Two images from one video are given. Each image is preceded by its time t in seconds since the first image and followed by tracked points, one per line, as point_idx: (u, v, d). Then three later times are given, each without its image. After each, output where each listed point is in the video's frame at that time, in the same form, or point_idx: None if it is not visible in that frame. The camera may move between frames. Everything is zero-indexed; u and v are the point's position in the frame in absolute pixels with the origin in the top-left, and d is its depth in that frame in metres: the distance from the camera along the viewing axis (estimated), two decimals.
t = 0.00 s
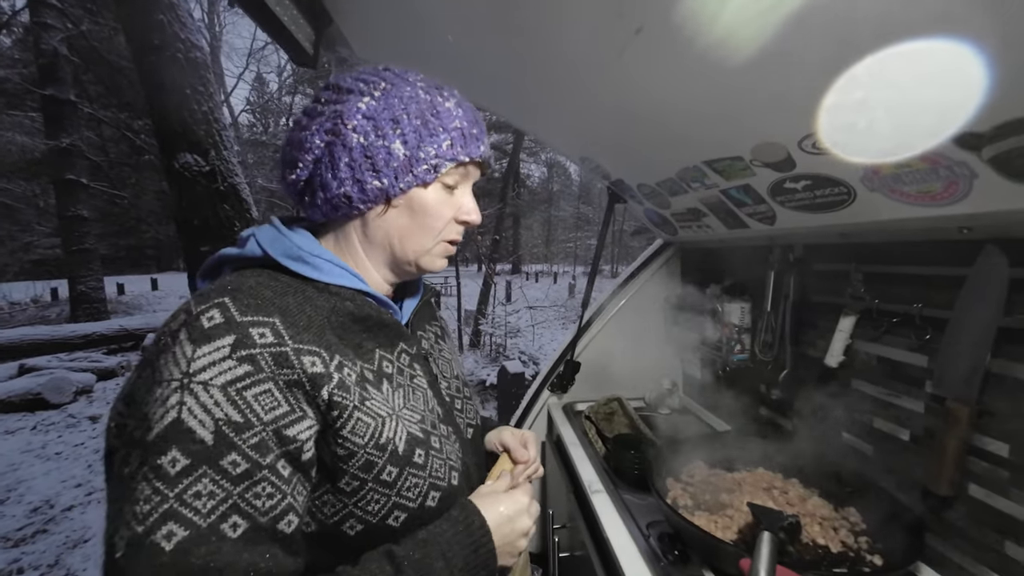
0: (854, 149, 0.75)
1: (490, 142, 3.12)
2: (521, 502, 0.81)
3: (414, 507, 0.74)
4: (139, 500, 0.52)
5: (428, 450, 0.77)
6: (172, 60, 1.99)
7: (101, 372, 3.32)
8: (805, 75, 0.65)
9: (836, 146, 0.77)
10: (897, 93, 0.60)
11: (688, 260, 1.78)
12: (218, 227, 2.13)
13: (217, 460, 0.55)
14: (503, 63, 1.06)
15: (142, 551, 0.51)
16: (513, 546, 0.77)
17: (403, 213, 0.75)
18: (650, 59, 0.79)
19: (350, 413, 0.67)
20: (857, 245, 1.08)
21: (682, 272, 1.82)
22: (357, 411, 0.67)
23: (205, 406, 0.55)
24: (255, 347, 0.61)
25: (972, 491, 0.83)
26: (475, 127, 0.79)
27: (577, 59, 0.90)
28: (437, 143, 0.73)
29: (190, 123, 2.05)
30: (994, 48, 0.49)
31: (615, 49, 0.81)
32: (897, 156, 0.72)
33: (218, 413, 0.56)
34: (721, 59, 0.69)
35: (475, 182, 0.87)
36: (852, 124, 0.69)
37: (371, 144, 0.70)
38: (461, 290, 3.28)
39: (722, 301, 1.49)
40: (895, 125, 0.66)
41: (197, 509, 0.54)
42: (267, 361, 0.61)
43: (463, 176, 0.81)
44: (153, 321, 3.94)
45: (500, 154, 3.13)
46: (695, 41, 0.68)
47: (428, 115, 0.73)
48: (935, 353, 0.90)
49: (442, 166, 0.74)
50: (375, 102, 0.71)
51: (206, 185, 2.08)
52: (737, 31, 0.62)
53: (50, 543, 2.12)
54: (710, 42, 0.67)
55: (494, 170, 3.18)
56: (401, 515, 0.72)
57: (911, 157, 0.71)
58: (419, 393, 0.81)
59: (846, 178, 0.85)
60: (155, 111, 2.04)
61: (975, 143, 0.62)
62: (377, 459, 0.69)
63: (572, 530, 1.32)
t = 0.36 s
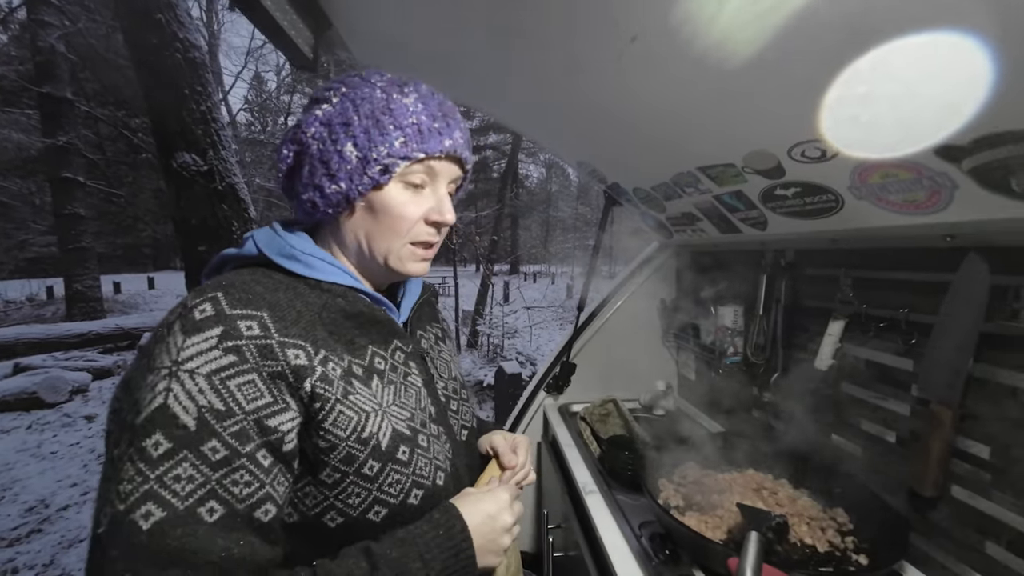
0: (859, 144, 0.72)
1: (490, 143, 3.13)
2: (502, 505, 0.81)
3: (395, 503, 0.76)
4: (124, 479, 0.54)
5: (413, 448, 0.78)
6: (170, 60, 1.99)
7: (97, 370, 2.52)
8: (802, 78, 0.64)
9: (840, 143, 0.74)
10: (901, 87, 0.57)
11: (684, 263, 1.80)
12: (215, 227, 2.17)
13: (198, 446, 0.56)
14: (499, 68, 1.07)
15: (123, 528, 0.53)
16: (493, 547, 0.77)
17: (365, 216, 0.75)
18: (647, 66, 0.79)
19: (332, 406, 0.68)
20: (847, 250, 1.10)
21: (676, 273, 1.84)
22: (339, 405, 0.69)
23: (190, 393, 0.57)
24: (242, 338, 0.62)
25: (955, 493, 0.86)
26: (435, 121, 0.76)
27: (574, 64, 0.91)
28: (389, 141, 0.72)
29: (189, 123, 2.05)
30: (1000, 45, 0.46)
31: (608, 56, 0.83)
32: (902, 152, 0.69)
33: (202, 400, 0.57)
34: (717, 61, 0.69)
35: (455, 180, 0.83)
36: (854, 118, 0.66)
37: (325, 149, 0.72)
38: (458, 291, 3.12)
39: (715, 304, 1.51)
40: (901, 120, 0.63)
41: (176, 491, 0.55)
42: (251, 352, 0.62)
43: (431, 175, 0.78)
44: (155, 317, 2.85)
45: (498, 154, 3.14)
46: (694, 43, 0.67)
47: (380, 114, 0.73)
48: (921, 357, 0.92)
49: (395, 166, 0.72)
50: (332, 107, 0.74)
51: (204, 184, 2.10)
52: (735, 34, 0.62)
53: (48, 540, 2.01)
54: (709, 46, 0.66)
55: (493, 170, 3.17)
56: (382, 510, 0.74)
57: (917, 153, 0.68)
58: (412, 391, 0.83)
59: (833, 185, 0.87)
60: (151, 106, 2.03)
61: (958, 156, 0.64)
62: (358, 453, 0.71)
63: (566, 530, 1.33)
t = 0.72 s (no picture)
0: (864, 146, 0.71)
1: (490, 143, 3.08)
2: (484, 509, 0.81)
3: (376, 503, 0.76)
4: (104, 471, 0.55)
5: (397, 449, 0.78)
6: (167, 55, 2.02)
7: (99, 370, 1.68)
8: (801, 80, 0.65)
9: (843, 145, 0.74)
10: (904, 87, 0.57)
11: (682, 264, 1.80)
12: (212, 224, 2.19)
13: (175, 442, 0.57)
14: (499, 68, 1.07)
15: (101, 520, 0.54)
16: (473, 550, 0.77)
17: (355, 218, 0.77)
18: (647, 67, 0.80)
19: (310, 405, 0.69)
20: (843, 253, 1.11)
21: (674, 275, 1.86)
22: (318, 404, 0.69)
23: (170, 390, 0.57)
24: (223, 338, 0.63)
25: (948, 494, 0.87)
26: (424, 122, 0.77)
27: (575, 66, 0.92)
28: (377, 144, 0.72)
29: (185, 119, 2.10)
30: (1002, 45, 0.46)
31: (607, 58, 0.83)
32: (903, 154, 0.69)
33: (181, 397, 0.58)
34: (716, 63, 0.69)
35: (446, 182, 0.84)
36: (857, 118, 0.66)
37: (315, 153, 0.72)
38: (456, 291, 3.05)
39: (712, 306, 1.52)
40: (906, 121, 0.62)
41: (153, 485, 0.56)
42: (232, 351, 0.63)
43: (420, 178, 0.79)
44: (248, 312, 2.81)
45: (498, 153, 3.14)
46: (693, 44, 0.68)
47: (366, 117, 0.73)
48: (914, 360, 0.94)
49: (382, 168, 0.73)
50: (321, 110, 0.74)
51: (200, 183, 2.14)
52: (734, 35, 0.62)
53: (46, 536, 1.60)
54: (709, 48, 0.67)
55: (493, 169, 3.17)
56: (361, 509, 0.75)
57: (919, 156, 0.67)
58: (400, 391, 0.83)
59: (828, 188, 0.88)
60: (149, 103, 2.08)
61: (951, 160, 0.65)
62: (338, 452, 0.71)
63: (563, 529, 1.34)
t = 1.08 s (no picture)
0: (853, 143, 0.72)
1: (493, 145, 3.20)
2: (491, 510, 0.83)
3: (385, 503, 0.78)
4: (128, 466, 0.57)
5: (406, 450, 0.80)
6: (176, 61, 2.07)
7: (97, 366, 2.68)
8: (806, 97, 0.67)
9: (833, 140, 0.74)
10: (885, 84, 0.58)
11: (685, 269, 1.83)
12: (217, 226, 2.26)
13: (196, 440, 0.59)
14: (510, 79, 1.10)
15: (123, 513, 0.56)
16: (480, 549, 0.79)
17: (365, 223, 0.79)
18: (655, 82, 0.82)
19: (324, 407, 0.70)
20: (846, 260, 1.14)
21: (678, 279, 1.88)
22: (331, 405, 0.71)
23: (191, 389, 0.59)
24: (241, 339, 0.65)
25: (949, 497, 0.89)
26: (438, 134, 0.79)
27: (582, 76, 0.94)
28: (389, 155, 0.74)
29: (192, 122, 2.15)
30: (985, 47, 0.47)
31: (617, 68, 0.85)
32: (891, 147, 0.69)
33: (201, 396, 0.60)
34: (724, 79, 0.71)
35: (457, 192, 0.86)
36: (841, 115, 0.66)
37: (330, 160, 0.75)
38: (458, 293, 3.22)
39: (716, 310, 1.54)
40: (891, 117, 0.63)
41: (174, 480, 0.58)
42: (250, 353, 0.65)
43: (430, 188, 0.80)
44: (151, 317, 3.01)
45: (500, 157, 3.18)
46: (700, 63, 0.70)
47: (382, 127, 0.75)
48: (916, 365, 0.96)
49: (393, 179, 0.75)
50: (338, 119, 0.76)
51: (206, 185, 2.20)
52: (739, 53, 0.64)
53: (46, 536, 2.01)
54: (715, 65, 0.69)
55: (495, 172, 3.21)
56: (371, 510, 0.77)
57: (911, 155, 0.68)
58: (410, 393, 0.85)
59: (834, 197, 0.91)
60: (157, 107, 2.12)
61: (952, 172, 0.67)
62: (350, 453, 0.73)
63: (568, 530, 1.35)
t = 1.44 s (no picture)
0: (854, 148, 0.73)
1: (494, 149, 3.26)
2: (490, 510, 0.83)
3: (389, 509, 0.78)
4: (133, 476, 0.58)
5: (410, 455, 0.81)
6: (179, 63, 2.08)
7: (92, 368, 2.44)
8: (804, 103, 0.68)
9: (833, 146, 0.75)
10: (890, 89, 0.58)
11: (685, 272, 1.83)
12: (221, 228, 2.27)
13: (200, 448, 0.60)
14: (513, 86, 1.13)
15: (129, 523, 0.57)
16: (481, 548, 0.80)
17: (411, 229, 0.79)
18: (655, 89, 0.84)
19: (328, 414, 0.71)
20: (845, 264, 1.14)
21: (677, 282, 1.89)
22: (335, 413, 0.72)
23: (196, 398, 0.60)
24: (245, 347, 0.66)
25: (947, 499, 0.90)
26: (478, 146, 0.83)
27: (584, 83, 0.95)
28: (445, 165, 0.78)
29: (195, 125, 2.16)
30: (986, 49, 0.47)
31: (617, 76, 0.87)
32: (893, 153, 0.70)
33: (206, 405, 0.61)
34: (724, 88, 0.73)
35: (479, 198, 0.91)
36: (846, 121, 0.67)
37: (383, 165, 0.73)
38: (459, 296, 3.31)
39: (716, 313, 1.55)
40: (893, 123, 0.64)
41: (179, 490, 0.59)
42: (254, 360, 0.66)
43: (468, 195, 0.85)
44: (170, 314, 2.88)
45: (502, 159, 3.20)
46: (701, 71, 0.72)
47: (436, 139, 0.78)
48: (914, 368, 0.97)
49: (448, 187, 0.78)
50: (386, 125, 0.75)
51: (210, 187, 2.22)
52: (739, 62, 0.65)
53: (46, 537, 2.00)
54: (716, 74, 0.71)
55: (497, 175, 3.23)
56: (375, 516, 0.77)
57: (912, 160, 0.69)
58: (413, 398, 0.86)
59: (831, 202, 0.92)
60: (161, 109, 2.14)
61: (948, 176, 0.68)
62: (353, 459, 0.74)
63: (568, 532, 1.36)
